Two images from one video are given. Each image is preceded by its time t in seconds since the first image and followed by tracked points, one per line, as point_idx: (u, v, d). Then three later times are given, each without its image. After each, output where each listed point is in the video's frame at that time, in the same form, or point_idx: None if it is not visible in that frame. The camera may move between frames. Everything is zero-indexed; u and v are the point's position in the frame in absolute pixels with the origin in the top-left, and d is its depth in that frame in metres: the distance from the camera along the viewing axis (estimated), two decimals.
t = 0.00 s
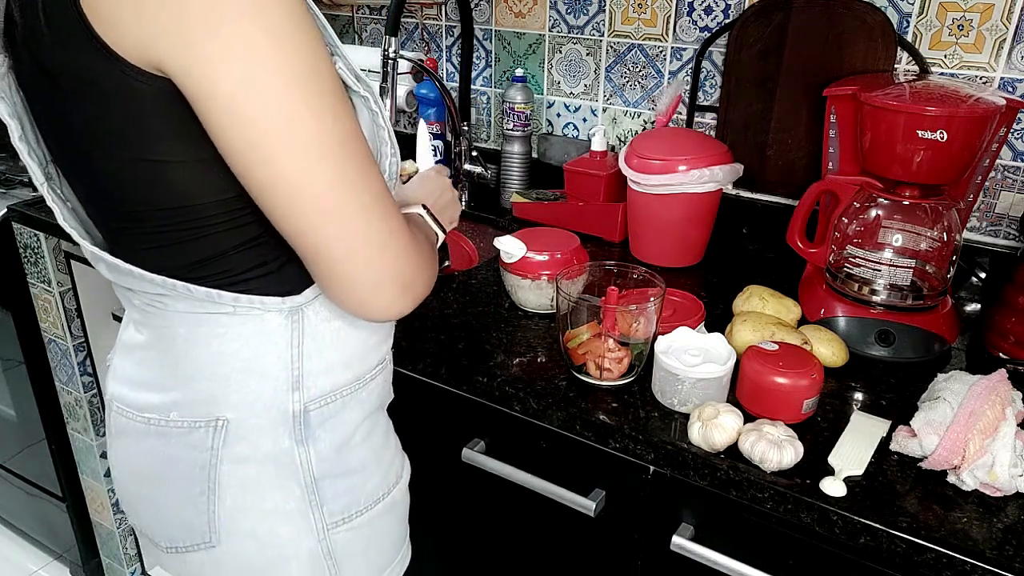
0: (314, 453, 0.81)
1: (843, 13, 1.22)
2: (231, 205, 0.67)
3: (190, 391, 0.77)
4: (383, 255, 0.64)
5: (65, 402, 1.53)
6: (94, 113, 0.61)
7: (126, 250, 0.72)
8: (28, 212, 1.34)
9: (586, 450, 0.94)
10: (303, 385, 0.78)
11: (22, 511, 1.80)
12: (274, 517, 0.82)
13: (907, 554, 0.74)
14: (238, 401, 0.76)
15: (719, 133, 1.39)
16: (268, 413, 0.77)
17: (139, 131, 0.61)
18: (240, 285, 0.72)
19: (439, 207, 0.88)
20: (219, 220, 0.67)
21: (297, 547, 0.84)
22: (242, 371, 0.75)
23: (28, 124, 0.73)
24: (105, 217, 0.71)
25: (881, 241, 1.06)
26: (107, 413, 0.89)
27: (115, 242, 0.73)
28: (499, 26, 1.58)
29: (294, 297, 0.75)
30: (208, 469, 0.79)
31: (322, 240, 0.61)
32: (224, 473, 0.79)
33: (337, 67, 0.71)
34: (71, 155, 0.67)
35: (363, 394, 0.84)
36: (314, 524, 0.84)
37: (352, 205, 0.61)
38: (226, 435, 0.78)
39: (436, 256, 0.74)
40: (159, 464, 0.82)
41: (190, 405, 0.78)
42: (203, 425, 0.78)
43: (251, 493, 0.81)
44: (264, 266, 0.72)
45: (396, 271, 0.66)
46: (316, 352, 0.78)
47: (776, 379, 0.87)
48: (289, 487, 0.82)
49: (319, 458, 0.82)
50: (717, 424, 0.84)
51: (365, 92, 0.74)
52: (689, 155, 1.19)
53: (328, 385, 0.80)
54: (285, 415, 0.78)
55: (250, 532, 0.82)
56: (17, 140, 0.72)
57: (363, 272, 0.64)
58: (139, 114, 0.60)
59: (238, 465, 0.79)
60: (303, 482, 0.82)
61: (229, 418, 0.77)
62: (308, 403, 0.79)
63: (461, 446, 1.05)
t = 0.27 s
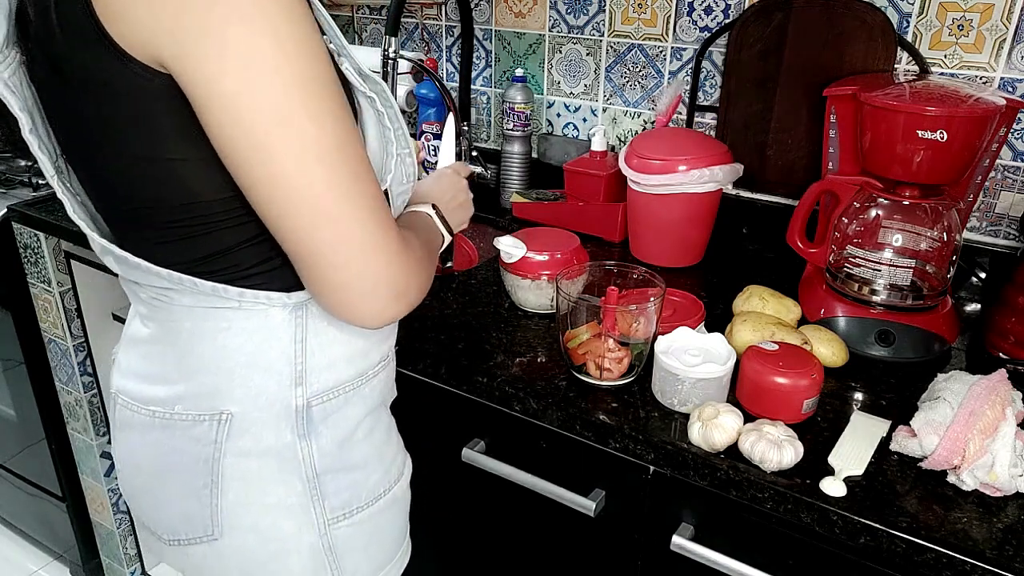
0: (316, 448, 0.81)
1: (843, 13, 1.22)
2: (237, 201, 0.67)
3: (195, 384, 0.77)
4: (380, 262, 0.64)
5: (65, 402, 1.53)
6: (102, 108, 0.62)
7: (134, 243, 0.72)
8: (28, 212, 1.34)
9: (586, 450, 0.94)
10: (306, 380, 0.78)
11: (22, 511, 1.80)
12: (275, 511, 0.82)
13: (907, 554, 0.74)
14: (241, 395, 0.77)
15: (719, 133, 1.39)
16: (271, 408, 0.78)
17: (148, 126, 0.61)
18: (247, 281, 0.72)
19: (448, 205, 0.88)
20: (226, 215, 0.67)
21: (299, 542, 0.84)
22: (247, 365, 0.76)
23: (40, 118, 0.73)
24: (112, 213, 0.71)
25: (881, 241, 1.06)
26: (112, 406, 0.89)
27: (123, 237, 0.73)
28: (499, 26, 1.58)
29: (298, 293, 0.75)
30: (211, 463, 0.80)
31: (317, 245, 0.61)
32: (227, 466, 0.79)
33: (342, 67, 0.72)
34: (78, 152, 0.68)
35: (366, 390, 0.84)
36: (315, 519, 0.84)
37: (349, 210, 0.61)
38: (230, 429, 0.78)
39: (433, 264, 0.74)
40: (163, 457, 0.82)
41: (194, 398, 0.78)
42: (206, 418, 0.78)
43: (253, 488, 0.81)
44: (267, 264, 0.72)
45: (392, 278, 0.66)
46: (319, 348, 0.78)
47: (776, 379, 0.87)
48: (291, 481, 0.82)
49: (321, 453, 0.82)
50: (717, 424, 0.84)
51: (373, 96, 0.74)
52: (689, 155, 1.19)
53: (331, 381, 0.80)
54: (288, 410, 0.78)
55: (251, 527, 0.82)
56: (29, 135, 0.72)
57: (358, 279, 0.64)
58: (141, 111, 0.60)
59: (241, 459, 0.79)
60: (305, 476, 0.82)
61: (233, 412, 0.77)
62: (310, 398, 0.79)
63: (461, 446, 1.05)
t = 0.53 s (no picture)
0: (317, 448, 0.81)
1: (842, 13, 1.22)
2: (240, 200, 0.67)
3: (196, 383, 0.77)
4: (382, 262, 0.64)
5: (65, 402, 1.53)
6: (106, 106, 0.62)
7: (137, 242, 0.72)
8: (28, 212, 1.34)
9: (586, 450, 0.94)
10: (307, 380, 0.78)
11: (22, 511, 1.80)
12: (275, 512, 0.82)
13: (907, 554, 0.74)
14: (242, 395, 0.77)
15: (719, 133, 1.39)
16: (272, 408, 0.77)
17: (153, 125, 0.61)
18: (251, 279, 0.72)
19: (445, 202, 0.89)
20: (232, 212, 0.67)
21: (299, 543, 0.84)
22: (247, 366, 0.76)
23: (43, 115, 0.73)
24: (114, 211, 0.71)
25: (880, 241, 1.06)
26: (112, 405, 0.89)
27: (125, 235, 0.73)
28: (499, 26, 1.58)
29: (300, 293, 0.75)
30: (211, 462, 0.80)
31: (319, 244, 0.61)
32: (228, 466, 0.80)
33: (346, 65, 0.72)
34: (81, 151, 0.68)
35: (367, 391, 0.84)
36: (315, 519, 0.84)
37: (352, 209, 0.61)
38: (230, 429, 0.78)
39: (435, 264, 0.73)
40: (164, 457, 0.82)
41: (195, 398, 0.78)
42: (207, 418, 0.78)
43: (254, 488, 0.81)
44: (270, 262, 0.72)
45: (395, 278, 0.66)
46: (320, 348, 0.78)
47: (776, 379, 0.87)
48: (292, 482, 0.82)
49: (322, 453, 0.81)
50: (717, 424, 0.84)
51: (375, 96, 0.74)
52: (689, 155, 1.19)
53: (332, 381, 0.80)
54: (289, 410, 0.78)
55: (251, 526, 0.83)
56: (33, 132, 0.71)
57: (360, 279, 0.64)
58: (147, 110, 0.61)
59: (242, 459, 0.79)
60: (306, 477, 0.82)
61: (234, 412, 0.77)
62: (311, 398, 0.79)
63: (461, 446, 1.05)
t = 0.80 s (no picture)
0: (320, 449, 0.81)
1: (842, 13, 1.22)
2: (244, 202, 0.67)
3: (200, 384, 0.77)
4: (384, 262, 0.64)
5: (65, 402, 1.53)
6: (108, 107, 0.62)
7: (140, 243, 0.72)
8: (29, 212, 1.34)
9: (586, 450, 0.94)
10: (311, 380, 0.78)
11: (22, 511, 1.80)
12: (280, 512, 0.82)
13: (907, 554, 0.74)
14: (246, 396, 0.77)
15: (720, 133, 1.39)
16: (276, 408, 0.77)
17: (157, 127, 0.61)
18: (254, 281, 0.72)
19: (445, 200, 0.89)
20: (235, 213, 0.67)
21: (303, 543, 0.84)
22: (251, 367, 0.75)
23: (44, 117, 0.73)
24: (117, 212, 0.71)
25: (881, 241, 1.06)
26: (114, 406, 0.89)
27: (128, 236, 0.73)
28: (499, 26, 1.58)
29: (304, 293, 0.75)
30: (215, 463, 0.80)
31: (322, 243, 0.61)
32: (232, 466, 0.79)
33: (348, 65, 0.73)
34: (84, 153, 0.68)
35: (370, 391, 0.84)
36: (319, 519, 0.84)
37: (354, 209, 0.61)
38: (234, 430, 0.78)
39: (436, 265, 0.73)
40: (167, 458, 0.82)
41: (199, 399, 0.78)
42: (211, 419, 0.78)
43: (258, 488, 0.81)
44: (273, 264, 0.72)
45: (397, 278, 0.66)
46: (323, 348, 0.77)
47: (776, 379, 0.87)
48: (295, 482, 0.82)
49: (326, 453, 0.81)
50: (717, 424, 0.84)
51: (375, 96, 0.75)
52: (689, 155, 1.19)
53: (336, 381, 0.79)
54: (292, 410, 0.78)
55: (256, 527, 0.83)
56: (34, 132, 0.72)
57: (362, 279, 0.64)
58: (149, 112, 0.61)
59: (246, 459, 0.79)
60: (309, 477, 0.82)
61: (237, 413, 0.77)
62: (315, 399, 0.79)
63: (461, 446, 1.05)
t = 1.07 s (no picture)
0: (322, 449, 0.81)
1: (842, 13, 1.22)
2: (245, 202, 0.67)
3: (201, 385, 0.77)
4: (386, 263, 0.64)
5: (65, 402, 1.53)
6: (108, 107, 0.62)
7: (142, 243, 0.72)
8: (29, 212, 1.34)
9: (586, 450, 0.94)
10: (312, 380, 0.78)
11: (22, 511, 1.80)
12: (282, 512, 0.82)
13: (907, 554, 0.74)
14: (247, 396, 0.76)
15: (720, 133, 1.39)
16: (277, 409, 0.77)
17: (158, 128, 0.61)
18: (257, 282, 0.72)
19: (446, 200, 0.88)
20: (235, 214, 0.67)
21: (304, 543, 0.84)
22: (253, 367, 0.75)
23: (44, 117, 0.73)
24: (118, 213, 0.71)
25: (881, 241, 1.06)
26: (115, 406, 0.88)
27: (128, 235, 0.73)
28: (499, 26, 1.58)
29: (305, 293, 0.75)
30: (217, 464, 0.80)
31: (322, 244, 0.61)
32: (234, 467, 0.79)
33: (347, 67, 0.73)
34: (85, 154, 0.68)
35: (372, 391, 0.84)
36: (321, 519, 0.84)
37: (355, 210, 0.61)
38: (236, 431, 0.78)
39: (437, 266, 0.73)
40: (169, 458, 0.82)
41: (200, 399, 0.78)
42: (212, 419, 0.78)
43: (259, 488, 0.81)
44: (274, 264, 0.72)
45: (398, 279, 0.66)
46: (324, 349, 0.77)
47: (776, 379, 0.87)
48: (297, 482, 0.81)
49: (327, 453, 0.81)
50: (717, 424, 0.84)
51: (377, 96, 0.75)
52: (689, 155, 1.19)
53: (338, 381, 0.79)
54: (294, 411, 0.78)
55: (257, 527, 0.82)
56: (34, 132, 0.72)
57: (363, 280, 0.64)
58: (150, 113, 0.61)
59: (248, 459, 0.79)
60: (310, 477, 0.82)
61: (239, 414, 0.77)
62: (317, 399, 0.79)
63: (461, 446, 1.05)
